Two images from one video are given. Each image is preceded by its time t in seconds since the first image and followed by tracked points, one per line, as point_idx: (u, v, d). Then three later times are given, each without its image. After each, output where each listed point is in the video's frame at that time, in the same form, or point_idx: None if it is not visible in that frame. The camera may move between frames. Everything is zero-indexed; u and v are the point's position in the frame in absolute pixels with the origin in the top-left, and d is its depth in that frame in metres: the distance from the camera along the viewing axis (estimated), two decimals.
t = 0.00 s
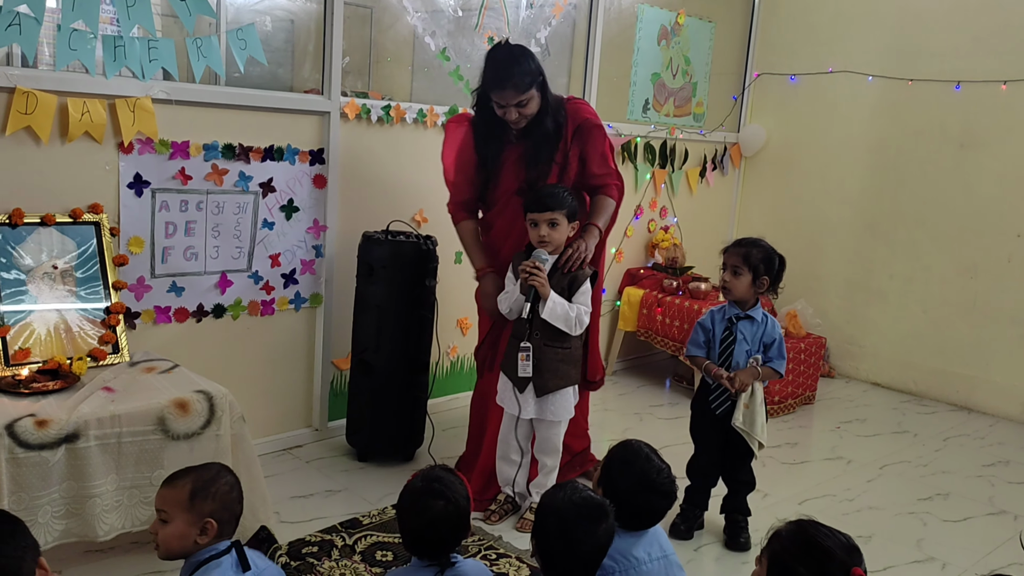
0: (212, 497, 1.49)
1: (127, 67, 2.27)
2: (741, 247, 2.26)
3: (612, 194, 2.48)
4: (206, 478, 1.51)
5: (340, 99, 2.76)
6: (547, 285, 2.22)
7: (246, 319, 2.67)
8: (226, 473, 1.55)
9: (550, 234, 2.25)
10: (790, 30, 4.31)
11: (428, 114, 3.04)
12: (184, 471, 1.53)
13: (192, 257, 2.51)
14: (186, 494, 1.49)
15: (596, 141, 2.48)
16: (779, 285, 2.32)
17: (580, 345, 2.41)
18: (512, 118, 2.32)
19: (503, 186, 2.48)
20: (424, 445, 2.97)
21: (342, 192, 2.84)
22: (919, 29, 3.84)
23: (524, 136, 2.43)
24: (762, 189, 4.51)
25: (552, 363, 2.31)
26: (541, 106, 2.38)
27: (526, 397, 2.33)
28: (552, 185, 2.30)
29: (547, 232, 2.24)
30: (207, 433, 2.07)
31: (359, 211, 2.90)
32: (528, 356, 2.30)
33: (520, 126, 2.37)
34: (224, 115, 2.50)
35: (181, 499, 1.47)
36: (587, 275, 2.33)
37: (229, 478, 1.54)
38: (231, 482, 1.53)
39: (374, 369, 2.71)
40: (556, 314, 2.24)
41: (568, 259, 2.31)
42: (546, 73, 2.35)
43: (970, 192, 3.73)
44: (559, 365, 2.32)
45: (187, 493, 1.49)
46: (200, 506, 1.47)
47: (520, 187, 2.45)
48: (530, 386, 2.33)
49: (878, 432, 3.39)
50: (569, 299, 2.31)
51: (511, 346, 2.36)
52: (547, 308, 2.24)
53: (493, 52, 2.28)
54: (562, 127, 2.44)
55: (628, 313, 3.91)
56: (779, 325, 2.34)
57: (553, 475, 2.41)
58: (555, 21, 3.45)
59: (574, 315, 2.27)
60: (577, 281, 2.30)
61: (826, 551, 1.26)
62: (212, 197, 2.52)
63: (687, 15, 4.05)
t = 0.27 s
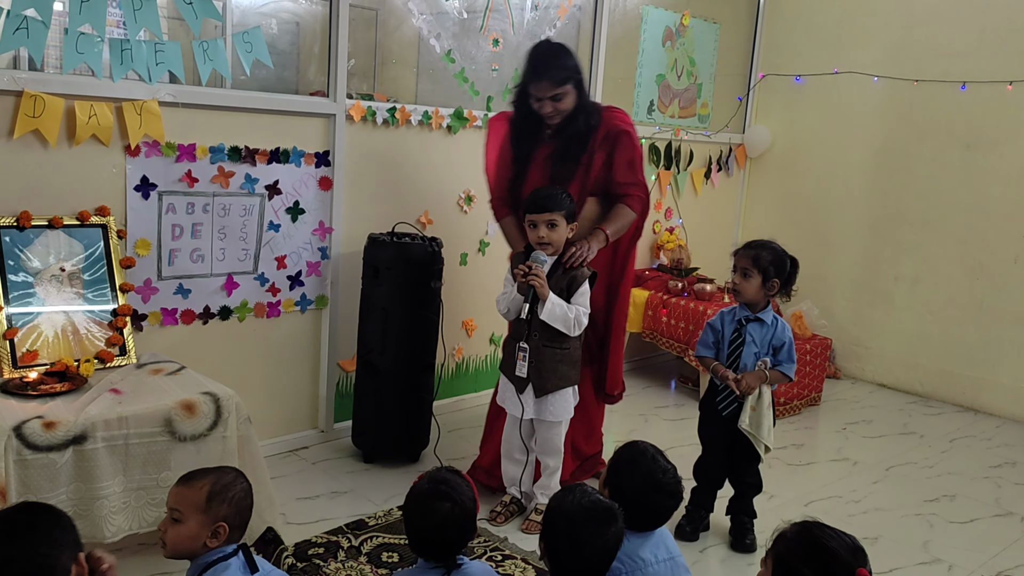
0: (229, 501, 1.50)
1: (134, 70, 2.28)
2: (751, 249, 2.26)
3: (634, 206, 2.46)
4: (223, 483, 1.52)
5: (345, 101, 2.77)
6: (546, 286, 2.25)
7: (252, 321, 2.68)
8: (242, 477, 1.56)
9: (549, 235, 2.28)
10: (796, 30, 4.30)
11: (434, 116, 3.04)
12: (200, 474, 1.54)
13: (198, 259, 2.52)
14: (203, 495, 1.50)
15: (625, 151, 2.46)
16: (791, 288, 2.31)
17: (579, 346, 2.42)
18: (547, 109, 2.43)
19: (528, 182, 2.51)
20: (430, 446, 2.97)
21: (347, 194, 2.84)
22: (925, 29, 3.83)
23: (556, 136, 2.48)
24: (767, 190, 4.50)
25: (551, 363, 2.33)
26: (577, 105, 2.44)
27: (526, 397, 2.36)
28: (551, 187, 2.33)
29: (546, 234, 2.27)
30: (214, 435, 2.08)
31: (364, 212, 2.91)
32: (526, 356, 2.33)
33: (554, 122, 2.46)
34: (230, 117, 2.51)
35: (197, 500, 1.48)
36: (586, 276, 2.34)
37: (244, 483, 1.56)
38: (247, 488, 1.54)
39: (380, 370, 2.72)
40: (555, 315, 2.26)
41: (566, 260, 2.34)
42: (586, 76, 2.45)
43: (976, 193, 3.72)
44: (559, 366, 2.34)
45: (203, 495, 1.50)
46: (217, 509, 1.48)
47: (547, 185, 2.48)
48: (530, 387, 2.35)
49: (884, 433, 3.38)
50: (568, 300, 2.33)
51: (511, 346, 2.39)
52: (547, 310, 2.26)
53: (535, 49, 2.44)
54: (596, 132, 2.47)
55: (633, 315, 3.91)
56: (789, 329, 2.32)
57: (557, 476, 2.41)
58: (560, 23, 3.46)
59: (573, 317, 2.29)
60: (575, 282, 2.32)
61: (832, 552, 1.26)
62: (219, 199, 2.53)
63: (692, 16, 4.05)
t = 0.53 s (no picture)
0: (232, 507, 1.49)
1: (136, 72, 2.28)
2: (756, 252, 2.26)
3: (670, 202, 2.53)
4: (229, 487, 1.51)
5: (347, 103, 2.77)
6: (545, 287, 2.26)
7: (254, 323, 2.68)
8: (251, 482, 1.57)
9: (547, 237, 2.30)
10: (797, 33, 4.30)
11: (435, 118, 3.04)
12: (209, 476, 1.55)
13: (200, 261, 2.52)
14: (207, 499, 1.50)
15: (656, 149, 2.53)
16: (797, 290, 2.31)
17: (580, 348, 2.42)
18: (583, 99, 2.48)
19: (565, 174, 2.52)
20: (431, 448, 2.97)
21: (349, 197, 2.85)
22: (926, 31, 3.83)
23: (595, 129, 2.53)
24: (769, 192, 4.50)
25: (551, 366, 2.33)
26: (615, 98, 2.51)
27: (527, 400, 2.36)
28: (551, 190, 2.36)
29: (546, 235, 2.29)
30: (216, 437, 2.08)
31: (366, 215, 2.91)
32: (525, 358, 2.34)
33: (591, 114, 2.51)
34: (232, 119, 2.51)
35: (201, 501, 1.49)
36: (585, 278, 2.35)
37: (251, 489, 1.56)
38: (252, 496, 1.54)
39: (382, 372, 2.72)
40: (554, 316, 2.27)
41: (565, 261, 2.35)
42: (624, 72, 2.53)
43: (978, 195, 3.72)
44: (559, 368, 2.34)
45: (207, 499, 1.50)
46: (218, 512, 1.48)
47: (585, 175, 2.50)
48: (530, 390, 2.36)
49: (885, 435, 3.38)
50: (567, 302, 2.33)
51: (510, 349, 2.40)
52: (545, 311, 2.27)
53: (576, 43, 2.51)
54: (633, 128, 2.54)
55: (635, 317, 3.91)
56: (797, 331, 2.31)
57: (558, 478, 2.41)
58: (561, 25, 3.46)
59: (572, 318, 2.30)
60: (574, 284, 2.33)
61: (833, 553, 1.25)
62: (220, 201, 2.53)
63: (693, 19, 4.05)
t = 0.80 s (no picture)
0: (235, 509, 1.49)
1: (136, 73, 2.28)
2: (757, 255, 2.26)
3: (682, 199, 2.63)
4: (234, 488, 1.51)
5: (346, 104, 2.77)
6: (541, 289, 2.26)
7: (254, 324, 2.68)
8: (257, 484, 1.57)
9: (545, 237, 2.30)
10: (797, 34, 4.31)
11: (435, 119, 3.04)
12: (215, 476, 1.55)
13: (200, 262, 2.52)
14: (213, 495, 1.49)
15: (672, 147, 2.58)
16: (802, 291, 2.29)
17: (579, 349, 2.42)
18: (606, 96, 2.50)
19: (591, 171, 2.49)
20: (431, 449, 2.97)
21: (349, 198, 2.85)
22: (925, 32, 3.83)
23: (612, 125, 2.54)
24: (769, 193, 4.50)
25: (549, 367, 2.33)
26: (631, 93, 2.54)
27: (525, 401, 2.37)
28: (550, 190, 2.36)
29: (543, 235, 2.29)
30: (215, 437, 2.08)
31: (365, 216, 2.91)
32: (524, 360, 2.34)
33: (607, 107, 2.52)
34: (231, 120, 2.51)
35: (205, 501, 1.48)
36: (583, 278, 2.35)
37: (257, 492, 1.55)
38: (257, 498, 1.53)
39: (381, 373, 2.71)
40: (550, 317, 2.27)
41: (564, 262, 2.35)
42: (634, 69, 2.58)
43: (978, 196, 3.72)
44: (557, 370, 2.33)
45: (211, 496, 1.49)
46: (220, 513, 1.47)
47: (612, 170, 2.48)
48: (528, 391, 2.36)
49: (885, 436, 3.38)
50: (565, 303, 2.33)
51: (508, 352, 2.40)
52: (542, 313, 2.27)
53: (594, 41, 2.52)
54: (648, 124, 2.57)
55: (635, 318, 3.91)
56: (800, 332, 2.30)
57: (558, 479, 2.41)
58: (561, 26, 3.47)
59: (569, 319, 2.30)
60: (572, 285, 2.33)
61: (832, 553, 1.25)
62: (220, 202, 2.53)
63: (693, 20, 4.06)
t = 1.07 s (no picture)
0: (239, 507, 1.48)
1: (136, 71, 2.28)
2: (759, 256, 2.26)
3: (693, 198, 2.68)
4: (238, 487, 1.50)
5: (347, 104, 2.77)
6: (540, 289, 2.26)
7: (254, 323, 2.68)
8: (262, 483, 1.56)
9: (545, 237, 2.30)
10: (797, 34, 4.30)
11: (435, 118, 3.03)
12: (220, 474, 1.54)
13: (200, 261, 2.52)
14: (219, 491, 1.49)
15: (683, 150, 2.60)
16: (804, 291, 2.29)
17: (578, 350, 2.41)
18: (626, 100, 2.49)
19: (618, 173, 2.49)
20: (430, 448, 2.96)
21: (349, 197, 2.85)
22: (927, 32, 3.83)
23: (631, 127, 2.54)
24: (769, 193, 4.50)
25: (548, 367, 2.32)
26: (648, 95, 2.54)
27: (523, 401, 2.37)
28: (552, 190, 2.36)
29: (543, 234, 2.29)
30: (215, 437, 2.08)
31: (366, 215, 2.91)
32: (523, 360, 2.34)
33: (627, 110, 2.51)
34: (232, 119, 2.51)
35: (209, 498, 1.48)
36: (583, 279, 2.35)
37: (262, 491, 1.55)
38: (261, 497, 1.52)
39: (381, 373, 2.71)
40: (549, 317, 2.26)
41: (564, 262, 2.35)
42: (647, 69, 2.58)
43: (979, 197, 3.71)
44: (556, 370, 2.33)
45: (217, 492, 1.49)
46: (225, 510, 1.47)
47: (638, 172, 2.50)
48: (527, 392, 2.35)
49: (886, 437, 3.38)
50: (565, 303, 2.33)
51: (507, 352, 2.40)
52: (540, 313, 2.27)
53: (614, 44, 2.50)
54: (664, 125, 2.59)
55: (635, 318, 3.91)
56: (801, 333, 2.29)
57: (557, 479, 2.41)
58: (562, 26, 3.46)
59: (568, 320, 2.29)
60: (572, 285, 2.33)
61: (833, 554, 1.25)
62: (220, 201, 2.53)
63: (694, 20, 4.05)
